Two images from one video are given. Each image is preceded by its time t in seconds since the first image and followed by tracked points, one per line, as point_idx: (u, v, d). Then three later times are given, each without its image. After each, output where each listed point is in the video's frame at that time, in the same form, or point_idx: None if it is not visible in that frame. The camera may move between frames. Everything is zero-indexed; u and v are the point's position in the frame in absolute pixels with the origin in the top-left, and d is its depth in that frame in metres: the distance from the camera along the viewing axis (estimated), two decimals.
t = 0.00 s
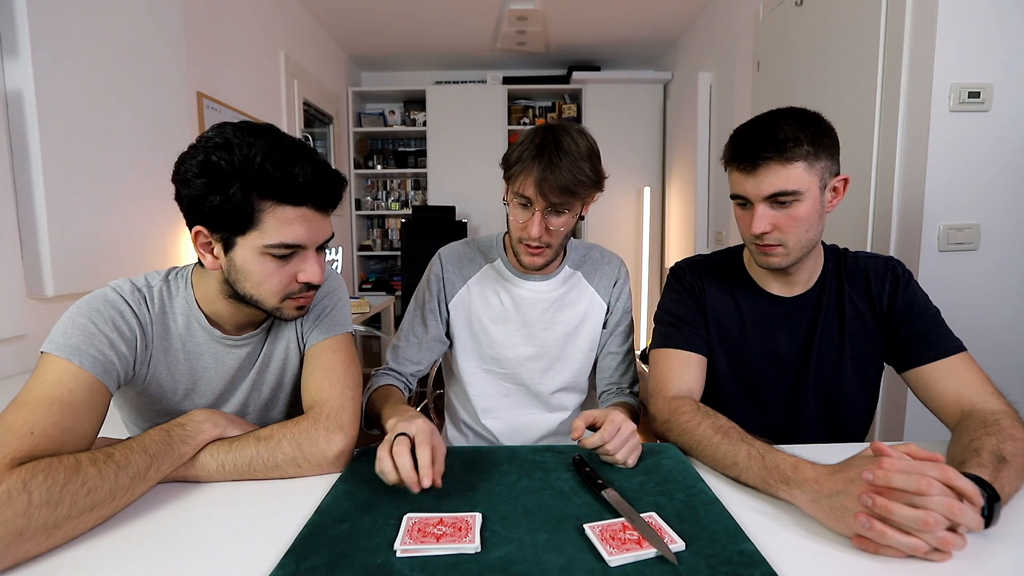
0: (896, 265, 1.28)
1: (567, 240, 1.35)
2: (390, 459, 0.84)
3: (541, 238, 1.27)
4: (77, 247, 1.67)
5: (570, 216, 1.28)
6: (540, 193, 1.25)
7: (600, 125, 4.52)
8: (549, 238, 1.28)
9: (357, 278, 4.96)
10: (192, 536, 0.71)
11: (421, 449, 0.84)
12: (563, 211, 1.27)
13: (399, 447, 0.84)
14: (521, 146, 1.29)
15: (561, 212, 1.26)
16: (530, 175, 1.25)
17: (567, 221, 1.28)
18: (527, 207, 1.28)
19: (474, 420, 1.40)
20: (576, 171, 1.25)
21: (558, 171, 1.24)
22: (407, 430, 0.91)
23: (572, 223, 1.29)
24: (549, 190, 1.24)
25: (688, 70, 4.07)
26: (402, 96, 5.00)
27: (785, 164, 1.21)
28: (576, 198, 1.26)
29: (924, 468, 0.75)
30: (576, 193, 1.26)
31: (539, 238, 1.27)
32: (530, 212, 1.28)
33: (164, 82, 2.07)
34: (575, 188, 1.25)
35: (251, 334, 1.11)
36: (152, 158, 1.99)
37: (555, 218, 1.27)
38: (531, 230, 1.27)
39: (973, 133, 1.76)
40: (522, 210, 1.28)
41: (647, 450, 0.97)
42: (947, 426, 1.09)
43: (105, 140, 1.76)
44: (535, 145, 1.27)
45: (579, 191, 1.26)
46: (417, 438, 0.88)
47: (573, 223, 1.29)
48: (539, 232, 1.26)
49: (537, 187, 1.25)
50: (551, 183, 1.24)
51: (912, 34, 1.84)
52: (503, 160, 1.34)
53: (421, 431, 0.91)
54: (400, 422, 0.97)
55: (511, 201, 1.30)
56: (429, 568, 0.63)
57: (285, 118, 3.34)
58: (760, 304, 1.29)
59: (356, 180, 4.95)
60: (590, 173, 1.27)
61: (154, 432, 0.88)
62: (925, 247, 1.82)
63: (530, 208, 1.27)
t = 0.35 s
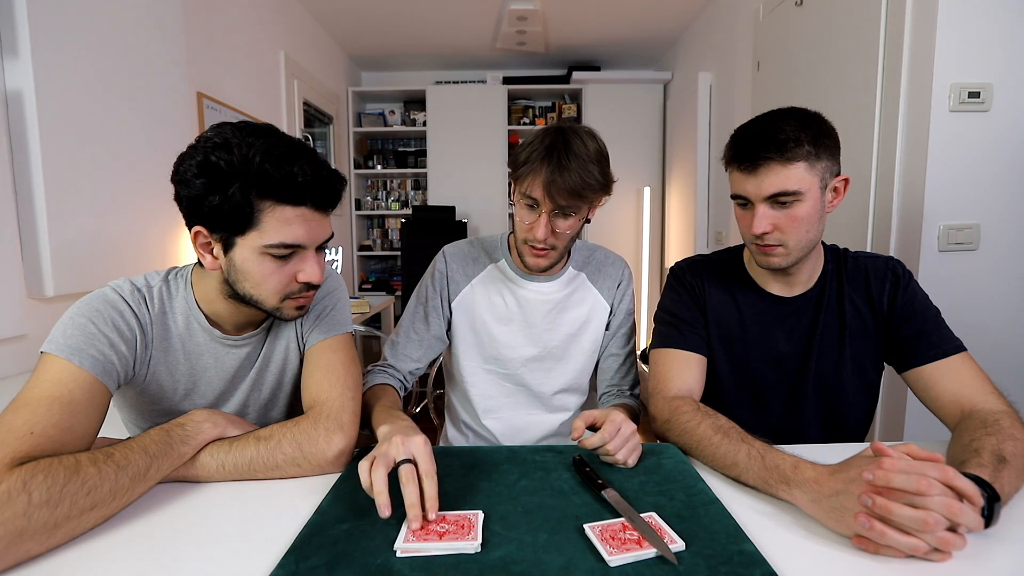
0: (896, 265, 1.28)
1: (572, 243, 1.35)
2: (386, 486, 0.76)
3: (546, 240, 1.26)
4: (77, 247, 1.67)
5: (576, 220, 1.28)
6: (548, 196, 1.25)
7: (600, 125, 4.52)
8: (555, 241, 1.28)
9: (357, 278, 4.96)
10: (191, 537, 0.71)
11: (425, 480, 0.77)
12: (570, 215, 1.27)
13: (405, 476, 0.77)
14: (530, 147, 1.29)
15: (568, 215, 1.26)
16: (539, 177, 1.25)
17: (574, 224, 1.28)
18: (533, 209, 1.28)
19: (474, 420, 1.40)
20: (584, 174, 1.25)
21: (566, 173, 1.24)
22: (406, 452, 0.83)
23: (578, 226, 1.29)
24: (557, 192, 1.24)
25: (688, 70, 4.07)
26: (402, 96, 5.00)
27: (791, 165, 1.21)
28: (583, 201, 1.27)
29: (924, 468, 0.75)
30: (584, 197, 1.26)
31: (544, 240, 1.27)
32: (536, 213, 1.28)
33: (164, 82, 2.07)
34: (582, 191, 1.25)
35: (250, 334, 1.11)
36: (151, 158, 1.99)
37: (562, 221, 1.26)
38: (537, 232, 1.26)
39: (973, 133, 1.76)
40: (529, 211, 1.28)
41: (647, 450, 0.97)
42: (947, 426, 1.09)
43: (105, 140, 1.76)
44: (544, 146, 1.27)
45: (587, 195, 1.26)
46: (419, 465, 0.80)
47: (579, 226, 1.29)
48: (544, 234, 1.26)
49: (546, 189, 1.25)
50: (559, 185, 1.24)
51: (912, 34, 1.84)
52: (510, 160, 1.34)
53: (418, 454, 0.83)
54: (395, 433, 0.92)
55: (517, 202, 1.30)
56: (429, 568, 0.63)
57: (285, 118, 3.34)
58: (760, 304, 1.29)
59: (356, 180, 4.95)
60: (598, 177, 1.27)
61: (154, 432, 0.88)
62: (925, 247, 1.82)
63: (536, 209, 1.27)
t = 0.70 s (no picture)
0: (896, 265, 1.28)
1: (573, 244, 1.35)
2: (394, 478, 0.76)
3: (548, 241, 1.27)
4: (77, 247, 1.67)
5: (578, 220, 1.28)
6: (549, 197, 1.25)
7: (600, 125, 4.52)
8: (556, 242, 1.28)
9: (357, 278, 4.96)
10: (192, 536, 0.71)
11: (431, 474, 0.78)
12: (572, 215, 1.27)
13: (411, 469, 0.77)
14: (532, 148, 1.29)
15: (570, 215, 1.27)
16: (540, 177, 1.25)
17: (575, 225, 1.28)
18: (535, 210, 1.28)
19: (474, 420, 1.40)
20: (586, 175, 1.25)
21: (568, 174, 1.24)
22: (410, 444, 0.83)
23: (579, 227, 1.29)
24: (559, 193, 1.24)
25: (688, 70, 4.07)
26: (402, 96, 5.00)
27: (791, 165, 1.21)
28: (585, 202, 1.27)
29: (924, 468, 0.75)
30: (585, 198, 1.26)
31: (545, 240, 1.27)
32: (538, 214, 1.28)
33: (165, 82, 2.07)
34: (584, 192, 1.25)
35: (251, 334, 1.11)
36: (152, 158, 1.99)
37: (564, 222, 1.27)
38: (539, 233, 1.27)
39: (973, 133, 1.76)
40: (530, 212, 1.29)
41: (646, 450, 0.97)
42: (947, 426, 1.09)
43: (105, 139, 1.76)
44: (546, 147, 1.27)
45: (589, 195, 1.26)
46: (423, 457, 0.80)
47: (581, 227, 1.30)
48: (546, 235, 1.26)
49: (547, 190, 1.25)
50: (561, 186, 1.24)
51: (912, 34, 1.84)
52: (511, 160, 1.34)
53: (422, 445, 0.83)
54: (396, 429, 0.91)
55: (519, 202, 1.30)
56: (429, 568, 0.63)
57: (285, 118, 3.34)
58: (759, 304, 1.29)
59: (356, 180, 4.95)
60: (600, 177, 1.27)
61: (154, 432, 0.88)
62: (925, 247, 1.82)
63: (538, 210, 1.27)
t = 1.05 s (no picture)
0: (896, 265, 1.28)
1: (575, 244, 1.35)
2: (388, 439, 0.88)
3: (549, 241, 1.27)
4: (78, 247, 1.67)
5: (578, 220, 1.28)
6: (550, 197, 1.25)
7: (601, 125, 4.52)
8: (557, 242, 1.28)
9: (357, 278, 4.96)
10: (193, 536, 0.71)
11: (416, 422, 0.89)
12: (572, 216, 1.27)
13: (396, 423, 0.88)
14: (533, 148, 1.29)
15: (570, 216, 1.27)
16: (542, 177, 1.25)
17: (576, 226, 1.28)
18: (536, 210, 1.28)
19: (474, 420, 1.40)
20: (587, 175, 1.25)
21: (569, 174, 1.24)
22: (398, 405, 0.94)
23: (580, 227, 1.29)
24: (560, 193, 1.24)
25: (688, 70, 4.07)
26: (402, 96, 5.00)
27: (791, 165, 1.21)
28: (586, 202, 1.26)
29: (924, 468, 0.74)
30: (586, 198, 1.26)
31: (546, 240, 1.27)
32: (539, 214, 1.28)
33: (164, 82, 2.07)
34: (585, 193, 1.25)
35: (250, 334, 1.11)
36: (152, 158, 1.99)
37: (564, 222, 1.27)
38: (539, 233, 1.27)
39: (973, 133, 1.76)
40: (531, 212, 1.29)
41: (646, 450, 0.97)
42: (947, 426, 1.09)
43: (105, 139, 1.76)
44: (548, 147, 1.27)
45: (590, 195, 1.26)
46: (411, 412, 0.91)
47: (582, 227, 1.29)
48: (547, 235, 1.26)
49: (548, 191, 1.25)
50: (562, 186, 1.24)
51: (912, 33, 1.84)
52: (512, 160, 1.34)
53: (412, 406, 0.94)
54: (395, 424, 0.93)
55: (520, 202, 1.30)
56: (429, 568, 0.63)
57: (285, 118, 3.34)
58: (760, 304, 1.29)
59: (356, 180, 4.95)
60: (601, 177, 1.27)
61: (154, 432, 0.88)
62: (925, 247, 1.82)
63: (539, 210, 1.27)
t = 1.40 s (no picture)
0: (896, 265, 1.28)
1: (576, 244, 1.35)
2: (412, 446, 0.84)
3: (551, 240, 1.27)
4: (77, 247, 1.67)
5: (580, 219, 1.28)
6: (552, 197, 1.25)
7: (601, 125, 4.52)
8: (559, 241, 1.28)
9: (357, 278, 4.96)
10: (194, 535, 0.72)
11: (432, 438, 0.82)
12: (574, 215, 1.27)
13: (416, 448, 0.82)
14: (534, 148, 1.29)
15: (572, 216, 1.27)
16: (544, 177, 1.25)
17: (578, 225, 1.28)
18: (538, 209, 1.28)
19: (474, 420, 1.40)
20: (589, 174, 1.25)
21: (571, 174, 1.24)
22: (406, 426, 0.87)
23: (581, 227, 1.30)
24: (562, 193, 1.24)
25: (688, 70, 4.07)
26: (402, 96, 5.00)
27: (791, 165, 1.21)
28: (588, 201, 1.27)
29: (924, 468, 0.74)
30: (588, 197, 1.26)
31: (548, 240, 1.27)
32: (541, 214, 1.28)
33: (165, 82, 2.07)
34: (587, 192, 1.25)
35: (251, 334, 1.11)
36: (152, 158, 1.99)
37: (566, 222, 1.27)
38: (541, 233, 1.27)
39: (973, 133, 1.76)
40: (533, 212, 1.29)
41: (646, 450, 0.96)
42: (947, 426, 1.09)
43: (105, 139, 1.76)
44: (549, 146, 1.27)
45: (592, 194, 1.26)
46: (422, 430, 0.85)
47: (583, 226, 1.30)
48: (550, 234, 1.26)
49: (550, 190, 1.24)
50: (564, 185, 1.23)
51: (912, 33, 1.84)
52: (513, 159, 1.34)
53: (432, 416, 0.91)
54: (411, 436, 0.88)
55: (521, 202, 1.30)
56: (429, 568, 0.63)
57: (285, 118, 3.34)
58: (759, 304, 1.29)
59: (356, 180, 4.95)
60: (603, 176, 1.27)
61: (154, 432, 0.88)
62: (925, 247, 1.82)
63: (541, 210, 1.27)
